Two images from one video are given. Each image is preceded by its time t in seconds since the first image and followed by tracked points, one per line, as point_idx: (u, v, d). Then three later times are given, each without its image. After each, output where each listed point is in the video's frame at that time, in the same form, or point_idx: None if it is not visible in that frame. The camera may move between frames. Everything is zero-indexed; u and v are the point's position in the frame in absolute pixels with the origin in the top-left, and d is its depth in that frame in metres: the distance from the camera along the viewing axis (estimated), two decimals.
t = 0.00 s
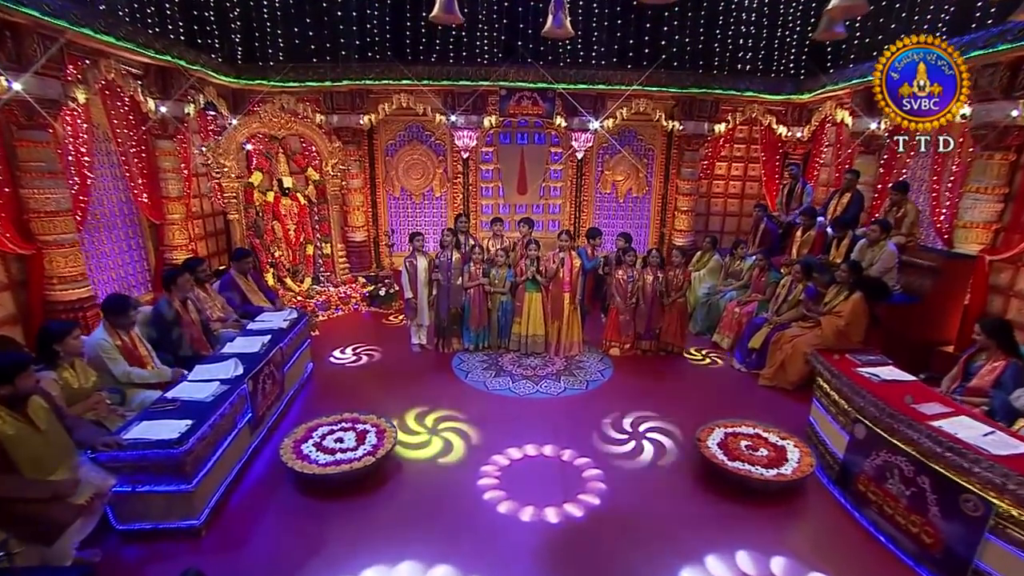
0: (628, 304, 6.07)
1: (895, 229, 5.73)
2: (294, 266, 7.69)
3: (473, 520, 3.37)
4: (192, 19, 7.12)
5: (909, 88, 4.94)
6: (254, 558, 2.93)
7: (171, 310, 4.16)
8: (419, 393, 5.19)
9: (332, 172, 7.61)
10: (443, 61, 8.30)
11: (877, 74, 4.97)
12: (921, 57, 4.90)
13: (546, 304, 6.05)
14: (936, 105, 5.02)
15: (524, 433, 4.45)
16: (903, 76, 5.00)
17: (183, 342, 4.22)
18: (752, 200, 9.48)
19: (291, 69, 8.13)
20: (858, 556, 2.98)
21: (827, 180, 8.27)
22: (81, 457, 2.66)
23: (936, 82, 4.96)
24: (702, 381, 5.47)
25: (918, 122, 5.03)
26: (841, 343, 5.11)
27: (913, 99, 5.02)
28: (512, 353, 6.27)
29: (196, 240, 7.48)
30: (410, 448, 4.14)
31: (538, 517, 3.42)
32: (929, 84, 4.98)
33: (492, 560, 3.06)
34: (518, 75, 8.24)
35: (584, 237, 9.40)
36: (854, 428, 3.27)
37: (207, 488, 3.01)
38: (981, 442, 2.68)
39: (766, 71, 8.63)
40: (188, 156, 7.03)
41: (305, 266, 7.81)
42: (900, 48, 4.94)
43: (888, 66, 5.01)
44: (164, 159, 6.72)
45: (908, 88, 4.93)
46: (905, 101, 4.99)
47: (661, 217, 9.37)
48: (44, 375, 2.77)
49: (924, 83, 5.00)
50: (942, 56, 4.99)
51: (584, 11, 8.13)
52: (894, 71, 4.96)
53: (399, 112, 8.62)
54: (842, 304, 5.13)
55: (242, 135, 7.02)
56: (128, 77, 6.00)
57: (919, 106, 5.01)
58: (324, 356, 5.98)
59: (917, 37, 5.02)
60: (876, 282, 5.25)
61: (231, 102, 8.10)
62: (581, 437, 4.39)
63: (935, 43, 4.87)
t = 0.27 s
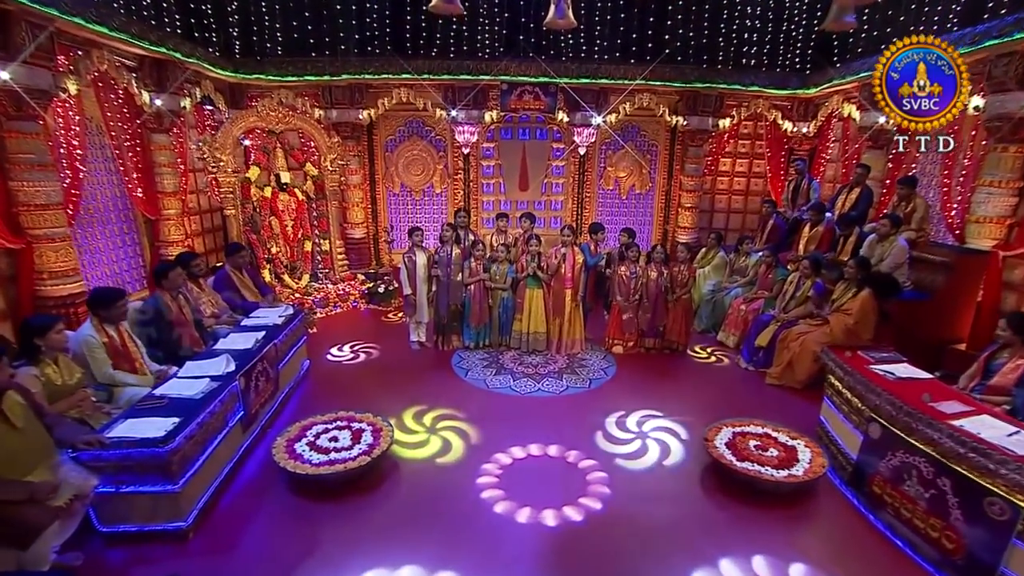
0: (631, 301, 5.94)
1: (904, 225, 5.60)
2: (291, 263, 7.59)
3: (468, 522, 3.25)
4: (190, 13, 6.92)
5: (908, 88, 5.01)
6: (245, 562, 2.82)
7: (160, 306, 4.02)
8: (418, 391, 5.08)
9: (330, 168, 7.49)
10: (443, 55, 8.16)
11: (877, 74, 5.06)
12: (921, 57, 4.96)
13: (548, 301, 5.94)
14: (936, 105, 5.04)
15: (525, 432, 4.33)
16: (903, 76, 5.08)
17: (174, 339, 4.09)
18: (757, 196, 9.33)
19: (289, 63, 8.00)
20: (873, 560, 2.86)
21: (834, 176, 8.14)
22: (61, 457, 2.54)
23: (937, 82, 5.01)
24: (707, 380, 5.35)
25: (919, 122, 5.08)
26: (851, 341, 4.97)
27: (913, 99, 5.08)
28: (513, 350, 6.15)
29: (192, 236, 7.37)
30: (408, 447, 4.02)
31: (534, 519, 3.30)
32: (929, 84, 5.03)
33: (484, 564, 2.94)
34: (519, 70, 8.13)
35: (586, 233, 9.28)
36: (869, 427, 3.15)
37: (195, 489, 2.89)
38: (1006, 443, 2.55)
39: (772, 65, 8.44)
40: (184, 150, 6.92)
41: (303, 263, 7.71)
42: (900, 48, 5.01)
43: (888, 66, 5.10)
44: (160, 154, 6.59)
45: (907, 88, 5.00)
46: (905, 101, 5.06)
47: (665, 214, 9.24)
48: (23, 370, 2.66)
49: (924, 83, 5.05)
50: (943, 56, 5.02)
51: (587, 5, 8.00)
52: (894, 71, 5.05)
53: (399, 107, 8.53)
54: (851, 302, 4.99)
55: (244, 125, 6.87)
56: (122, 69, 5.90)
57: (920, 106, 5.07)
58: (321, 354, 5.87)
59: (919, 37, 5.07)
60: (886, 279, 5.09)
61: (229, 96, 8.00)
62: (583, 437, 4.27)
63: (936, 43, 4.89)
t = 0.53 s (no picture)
0: (634, 298, 5.82)
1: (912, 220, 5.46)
2: (289, 260, 7.47)
3: (462, 524, 3.14)
4: (187, 7, 6.81)
5: (909, 88, 5.08)
6: (232, 566, 2.70)
7: (151, 300, 3.92)
8: (416, 389, 4.97)
9: (329, 163, 7.43)
10: (443, 50, 8.03)
11: (877, 72, 5.12)
12: (921, 57, 5.03)
13: (550, 297, 5.82)
14: (936, 105, 5.12)
15: (525, 431, 4.22)
16: (903, 76, 5.13)
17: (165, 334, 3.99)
18: (762, 193, 9.19)
19: (286, 58, 7.94)
20: (889, 566, 2.73)
21: (840, 173, 8.01)
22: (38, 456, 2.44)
23: (936, 82, 5.07)
24: (713, 378, 5.23)
25: (919, 122, 5.14)
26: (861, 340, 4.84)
27: (912, 99, 5.15)
28: (514, 348, 6.03)
29: (189, 233, 7.27)
30: (405, 446, 3.91)
31: (530, 521, 3.19)
32: (929, 84, 5.11)
33: (476, 567, 2.83)
34: (521, 64, 8.04)
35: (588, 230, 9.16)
36: (884, 427, 3.03)
37: (180, 490, 2.78)
38: None
39: (777, 61, 8.32)
40: (180, 145, 6.83)
41: (301, 260, 7.60)
42: (900, 48, 5.09)
43: (889, 66, 5.17)
44: (155, 148, 6.49)
45: (908, 88, 5.06)
46: (905, 101, 5.14)
47: (668, 211, 9.11)
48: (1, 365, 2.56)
49: (923, 84, 5.07)
50: (942, 56, 5.10)
51: None
52: (894, 72, 5.12)
53: (398, 102, 8.44)
54: (859, 299, 4.87)
55: (243, 119, 6.81)
56: (116, 61, 5.81)
57: (920, 106, 5.16)
58: (317, 351, 5.77)
59: (919, 37, 5.15)
60: (895, 274, 4.98)
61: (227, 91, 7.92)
62: (585, 436, 4.15)
63: (935, 43, 4.99)
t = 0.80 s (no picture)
0: (637, 296, 5.78)
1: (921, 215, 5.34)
2: (287, 257, 7.38)
3: (456, 524, 3.05)
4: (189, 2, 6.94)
5: (908, 88, 5.00)
6: (222, 568, 2.61)
7: (143, 295, 3.88)
8: (415, 388, 4.89)
9: (328, 159, 7.30)
10: (444, 46, 7.96)
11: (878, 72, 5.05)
12: (921, 57, 4.96)
13: (551, 295, 5.73)
14: (936, 105, 5.06)
15: (525, 430, 4.13)
16: (903, 76, 5.07)
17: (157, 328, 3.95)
18: (766, 191, 9.07)
19: (286, 53, 7.73)
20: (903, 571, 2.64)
21: (846, 170, 7.90)
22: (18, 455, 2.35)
23: (937, 81, 5.07)
24: (717, 377, 5.14)
25: (920, 122, 5.07)
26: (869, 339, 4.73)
27: (913, 99, 5.11)
28: (514, 346, 5.94)
29: (186, 230, 7.19)
30: (401, 446, 3.83)
31: (525, 522, 3.10)
32: (929, 84, 5.05)
33: (470, 568, 2.74)
34: (521, 59, 7.81)
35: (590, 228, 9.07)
36: (897, 427, 2.94)
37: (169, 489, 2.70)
38: None
39: (781, 57, 8.24)
40: (177, 141, 6.77)
41: (299, 257, 7.50)
42: (900, 48, 5.04)
43: (888, 66, 5.11)
44: (151, 143, 6.41)
45: (908, 88, 4.98)
46: (905, 100, 5.06)
47: (671, 208, 9.00)
48: None
49: (923, 83, 5.09)
50: (942, 55, 5.05)
51: None
52: (894, 71, 5.06)
53: (398, 98, 8.33)
54: (868, 297, 4.75)
55: (239, 114, 6.73)
56: (111, 54, 5.73)
57: (920, 106, 5.10)
58: (316, 348, 5.72)
59: (919, 38, 5.08)
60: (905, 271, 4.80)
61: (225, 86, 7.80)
62: (587, 435, 4.06)
63: (935, 43, 4.96)
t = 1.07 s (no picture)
0: (641, 293, 5.67)
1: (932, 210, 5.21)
2: (286, 254, 7.29)
3: (453, 525, 2.95)
4: None
5: (908, 88, 5.21)
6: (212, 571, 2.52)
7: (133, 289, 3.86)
8: (414, 387, 4.81)
9: (327, 155, 7.23)
10: (446, 41, 7.85)
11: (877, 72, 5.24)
12: (921, 57, 5.13)
13: (553, 291, 5.68)
14: (936, 105, 5.21)
15: (526, 429, 4.03)
16: (903, 76, 5.24)
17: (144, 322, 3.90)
18: (771, 188, 8.92)
19: (286, 48, 7.67)
20: None
21: (853, 167, 7.77)
22: None
23: (936, 82, 5.19)
24: (723, 376, 5.04)
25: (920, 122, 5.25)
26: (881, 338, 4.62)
27: (913, 99, 5.26)
28: (515, 344, 5.86)
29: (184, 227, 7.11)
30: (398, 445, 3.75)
31: (521, 522, 3.00)
32: (929, 84, 5.23)
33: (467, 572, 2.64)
34: (524, 54, 7.75)
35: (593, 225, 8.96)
36: (914, 426, 2.85)
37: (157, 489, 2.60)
38: None
39: (787, 52, 8.10)
40: (176, 137, 6.69)
41: (298, 254, 7.41)
42: (900, 48, 5.24)
43: (889, 66, 5.28)
44: (148, 138, 6.33)
45: (907, 88, 5.20)
46: (905, 100, 5.25)
47: (675, 205, 8.88)
48: None
49: (923, 83, 5.25)
50: (943, 56, 5.20)
51: None
52: (894, 72, 5.22)
53: (399, 93, 8.22)
54: (878, 294, 4.63)
55: (235, 110, 6.63)
56: (106, 46, 5.64)
57: (920, 106, 5.26)
58: (312, 346, 5.70)
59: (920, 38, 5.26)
60: (917, 267, 4.66)
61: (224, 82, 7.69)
62: (590, 435, 3.96)
63: (934, 44, 5.11)
